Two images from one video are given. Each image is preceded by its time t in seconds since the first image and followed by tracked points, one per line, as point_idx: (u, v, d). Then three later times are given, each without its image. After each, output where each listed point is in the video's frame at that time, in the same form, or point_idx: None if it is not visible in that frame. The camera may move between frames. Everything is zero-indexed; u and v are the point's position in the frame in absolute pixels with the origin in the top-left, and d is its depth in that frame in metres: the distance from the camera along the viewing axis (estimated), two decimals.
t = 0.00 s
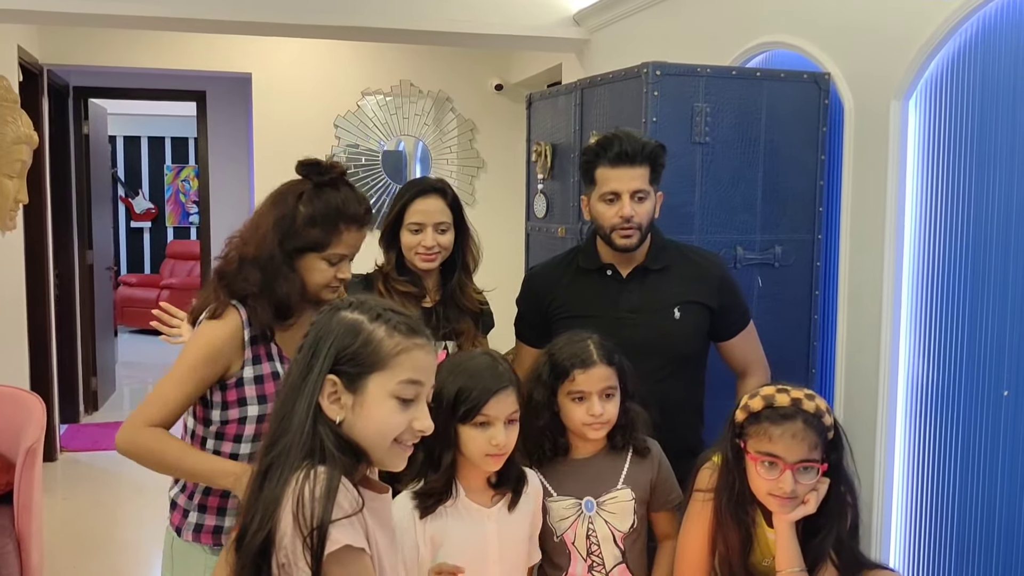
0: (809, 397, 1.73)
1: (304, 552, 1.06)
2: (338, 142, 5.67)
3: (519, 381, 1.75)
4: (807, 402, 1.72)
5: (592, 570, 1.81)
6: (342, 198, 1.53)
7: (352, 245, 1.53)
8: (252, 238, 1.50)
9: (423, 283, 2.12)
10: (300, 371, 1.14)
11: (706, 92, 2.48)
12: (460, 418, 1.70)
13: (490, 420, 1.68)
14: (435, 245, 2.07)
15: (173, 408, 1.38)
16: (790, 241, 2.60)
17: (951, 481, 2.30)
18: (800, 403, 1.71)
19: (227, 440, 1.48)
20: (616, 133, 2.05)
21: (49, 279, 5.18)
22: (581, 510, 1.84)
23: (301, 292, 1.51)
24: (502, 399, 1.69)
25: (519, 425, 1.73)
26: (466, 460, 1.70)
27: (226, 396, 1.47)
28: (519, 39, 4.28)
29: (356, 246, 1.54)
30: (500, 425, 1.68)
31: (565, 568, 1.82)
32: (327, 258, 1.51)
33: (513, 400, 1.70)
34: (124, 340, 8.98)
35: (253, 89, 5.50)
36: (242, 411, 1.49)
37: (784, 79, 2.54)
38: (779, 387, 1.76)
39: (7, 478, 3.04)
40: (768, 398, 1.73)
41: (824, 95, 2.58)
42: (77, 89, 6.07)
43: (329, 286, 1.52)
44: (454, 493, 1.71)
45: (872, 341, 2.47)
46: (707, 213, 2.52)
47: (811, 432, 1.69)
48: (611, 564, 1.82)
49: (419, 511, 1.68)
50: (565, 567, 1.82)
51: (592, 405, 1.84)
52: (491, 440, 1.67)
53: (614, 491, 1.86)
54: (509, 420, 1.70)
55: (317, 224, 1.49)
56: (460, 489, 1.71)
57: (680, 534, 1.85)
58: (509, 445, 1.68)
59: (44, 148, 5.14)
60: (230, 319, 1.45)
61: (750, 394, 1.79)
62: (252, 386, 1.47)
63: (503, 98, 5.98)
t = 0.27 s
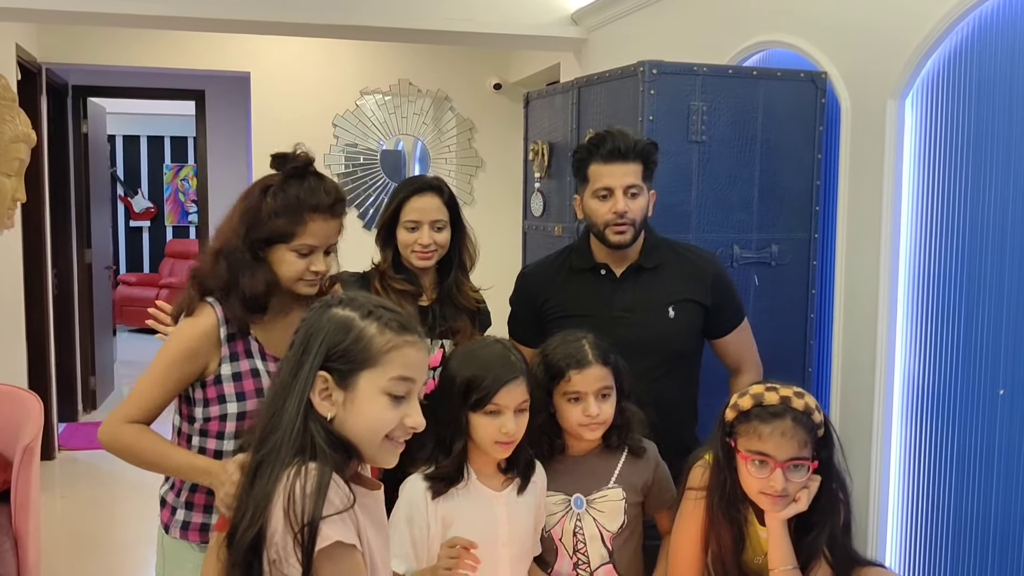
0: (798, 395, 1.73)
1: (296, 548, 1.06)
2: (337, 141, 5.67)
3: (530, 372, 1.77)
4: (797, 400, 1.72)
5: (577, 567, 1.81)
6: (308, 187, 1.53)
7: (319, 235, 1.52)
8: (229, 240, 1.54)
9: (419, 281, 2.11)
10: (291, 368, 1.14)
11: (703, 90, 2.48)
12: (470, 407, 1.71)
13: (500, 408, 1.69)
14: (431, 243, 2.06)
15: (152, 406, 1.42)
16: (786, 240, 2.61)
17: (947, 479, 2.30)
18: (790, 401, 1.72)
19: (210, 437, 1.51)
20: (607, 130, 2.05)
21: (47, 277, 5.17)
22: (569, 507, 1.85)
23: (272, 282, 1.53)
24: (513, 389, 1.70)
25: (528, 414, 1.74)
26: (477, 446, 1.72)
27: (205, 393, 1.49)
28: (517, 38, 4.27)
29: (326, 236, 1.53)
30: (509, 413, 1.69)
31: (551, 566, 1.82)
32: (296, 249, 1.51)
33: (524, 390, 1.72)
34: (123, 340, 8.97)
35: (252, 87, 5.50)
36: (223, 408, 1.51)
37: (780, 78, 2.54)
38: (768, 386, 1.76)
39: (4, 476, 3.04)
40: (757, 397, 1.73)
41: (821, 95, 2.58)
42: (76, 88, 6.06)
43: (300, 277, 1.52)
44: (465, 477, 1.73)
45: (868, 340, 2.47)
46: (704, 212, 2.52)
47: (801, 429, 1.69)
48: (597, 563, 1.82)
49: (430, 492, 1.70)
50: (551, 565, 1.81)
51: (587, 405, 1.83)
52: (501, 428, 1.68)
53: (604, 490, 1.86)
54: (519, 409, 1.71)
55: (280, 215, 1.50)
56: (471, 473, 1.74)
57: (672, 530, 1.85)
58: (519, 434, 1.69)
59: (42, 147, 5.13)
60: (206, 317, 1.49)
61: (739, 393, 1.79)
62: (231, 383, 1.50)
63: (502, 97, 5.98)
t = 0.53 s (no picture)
0: (795, 393, 1.74)
1: (292, 545, 1.06)
2: (337, 141, 5.67)
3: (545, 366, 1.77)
4: (794, 397, 1.73)
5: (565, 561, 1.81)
6: (282, 178, 1.57)
7: (298, 222, 1.57)
8: (210, 238, 1.59)
9: (420, 279, 2.11)
10: (289, 364, 1.15)
11: (702, 89, 2.49)
12: (485, 398, 1.72)
13: (515, 399, 1.70)
14: (432, 240, 2.06)
15: (152, 407, 1.45)
16: (785, 240, 2.61)
17: (946, 477, 2.30)
18: (786, 399, 1.73)
19: (205, 436, 1.53)
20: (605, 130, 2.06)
21: (48, 277, 5.17)
22: (568, 500, 1.84)
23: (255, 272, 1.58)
24: (528, 379, 1.70)
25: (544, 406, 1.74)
26: (492, 438, 1.73)
27: (200, 392, 1.52)
28: (518, 37, 4.27)
29: (304, 223, 1.58)
30: (525, 404, 1.70)
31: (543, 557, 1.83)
32: (275, 238, 1.55)
33: (538, 381, 1.72)
34: (123, 339, 8.97)
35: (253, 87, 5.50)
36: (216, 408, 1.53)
37: (779, 77, 2.54)
38: (765, 384, 1.78)
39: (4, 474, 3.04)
40: (754, 395, 1.74)
41: (819, 94, 2.59)
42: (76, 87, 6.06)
43: (282, 265, 1.55)
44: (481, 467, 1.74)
45: (866, 338, 2.47)
46: (702, 211, 2.52)
47: (797, 427, 1.70)
48: (585, 559, 1.79)
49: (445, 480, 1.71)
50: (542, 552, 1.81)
51: (592, 405, 1.82)
52: (516, 420, 1.69)
53: (603, 487, 1.84)
54: (534, 401, 1.72)
55: (258, 206, 1.55)
56: (485, 464, 1.75)
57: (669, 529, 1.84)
58: (533, 426, 1.70)
59: (43, 146, 5.13)
60: (194, 317, 1.50)
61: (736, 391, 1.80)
62: (223, 381, 1.51)
63: (502, 97, 5.98)
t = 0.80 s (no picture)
0: (780, 390, 1.75)
1: (269, 538, 1.07)
2: (334, 140, 5.67)
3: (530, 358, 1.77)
4: (779, 394, 1.73)
5: (562, 563, 1.81)
6: (264, 170, 1.60)
7: (281, 213, 1.58)
8: (197, 234, 1.61)
9: (410, 275, 2.09)
10: (268, 358, 1.16)
11: (693, 88, 2.49)
12: (471, 390, 1.72)
13: (500, 391, 1.69)
14: (422, 235, 2.05)
15: (144, 409, 1.45)
16: (776, 238, 2.62)
17: (935, 475, 2.30)
18: (772, 396, 1.73)
19: (193, 432, 1.53)
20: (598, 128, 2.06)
21: (44, 275, 5.17)
22: (569, 502, 1.83)
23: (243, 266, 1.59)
24: (513, 370, 1.70)
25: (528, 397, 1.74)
26: (477, 428, 1.73)
27: (189, 389, 1.52)
28: (514, 37, 4.28)
29: (288, 214, 1.59)
30: (509, 396, 1.69)
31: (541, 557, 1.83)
32: (260, 230, 1.57)
33: (523, 373, 1.72)
34: (122, 338, 8.97)
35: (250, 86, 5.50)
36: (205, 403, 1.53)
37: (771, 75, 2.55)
38: (752, 380, 1.78)
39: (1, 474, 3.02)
40: (740, 392, 1.75)
41: (810, 92, 2.59)
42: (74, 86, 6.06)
43: (268, 257, 1.56)
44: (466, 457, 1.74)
45: (856, 336, 2.48)
46: (694, 210, 2.53)
47: (782, 424, 1.71)
48: (582, 565, 1.79)
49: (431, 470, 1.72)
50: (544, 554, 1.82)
51: (595, 406, 1.81)
52: (500, 411, 1.68)
53: (606, 493, 1.84)
54: (518, 392, 1.71)
55: (241, 199, 1.57)
56: (471, 454, 1.75)
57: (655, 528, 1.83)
58: (518, 417, 1.69)
59: (40, 144, 5.13)
60: (183, 309, 1.52)
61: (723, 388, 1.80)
62: (212, 377, 1.51)
63: (499, 96, 5.98)
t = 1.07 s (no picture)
0: (765, 388, 1.74)
1: (232, 541, 1.08)
2: (329, 139, 5.66)
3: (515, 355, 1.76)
4: (764, 392, 1.72)
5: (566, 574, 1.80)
6: (246, 162, 1.60)
7: (267, 201, 1.58)
8: (185, 232, 1.61)
9: (397, 274, 2.08)
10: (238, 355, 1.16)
11: (680, 87, 2.49)
12: (454, 389, 1.71)
13: (484, 387, 1.69)
14: (408, 232, 2.03)
15: (130, 403, 1.45)
16: (763, 237, 2.62)
17: (921, 473, 2.31)
18: (756, 393, 1.72)
19: (178, 428, 1.53)
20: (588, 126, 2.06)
21: (38, 274, 5.15)
22: (573, 514, 1.82)
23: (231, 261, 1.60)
24: (495, 366, 1.70)
25: (512, 395, 1.73)
26: (461, 426, 1.73)
27: (174, 385, 1.52)
28: (507, 36, 4.27)
29: (273, 203, 1.58)
30: (493, 392, 1.69)
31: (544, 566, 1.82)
32: (247, 221, 1.56)
33: (506, 368, 1.71)
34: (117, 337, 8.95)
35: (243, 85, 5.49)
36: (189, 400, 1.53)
37: (757, 74, 2.55)
38: (736, 378, 1.78)
39: None
40: (725, 389, 1.74)
41: (798, 91, 2.59)
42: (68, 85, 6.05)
43: (257, 248, 1.56)
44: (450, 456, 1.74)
45: (843, 334, 2.48)
46: (681, 208, 2.53)
47: (766, 422, 1.70)
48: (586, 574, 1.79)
49: (412, 471, 1.71)
50: (543, 565, 1.81)
51: (590, 412, 1.78)
52: (485, 407, 1.68)
53: (610, 503, 1.84)
54: (502, 388, 1.71)
55: (226, 191, 1.57)
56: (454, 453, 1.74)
57: (640, 523, 1.85)
58: (502, 414, 1.70)
59: (34, 143, 5.11)
60: (167, 302, 1.52)
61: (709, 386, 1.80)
62: (196, 373, 1.51)
63: (493, 95, 5.97)
